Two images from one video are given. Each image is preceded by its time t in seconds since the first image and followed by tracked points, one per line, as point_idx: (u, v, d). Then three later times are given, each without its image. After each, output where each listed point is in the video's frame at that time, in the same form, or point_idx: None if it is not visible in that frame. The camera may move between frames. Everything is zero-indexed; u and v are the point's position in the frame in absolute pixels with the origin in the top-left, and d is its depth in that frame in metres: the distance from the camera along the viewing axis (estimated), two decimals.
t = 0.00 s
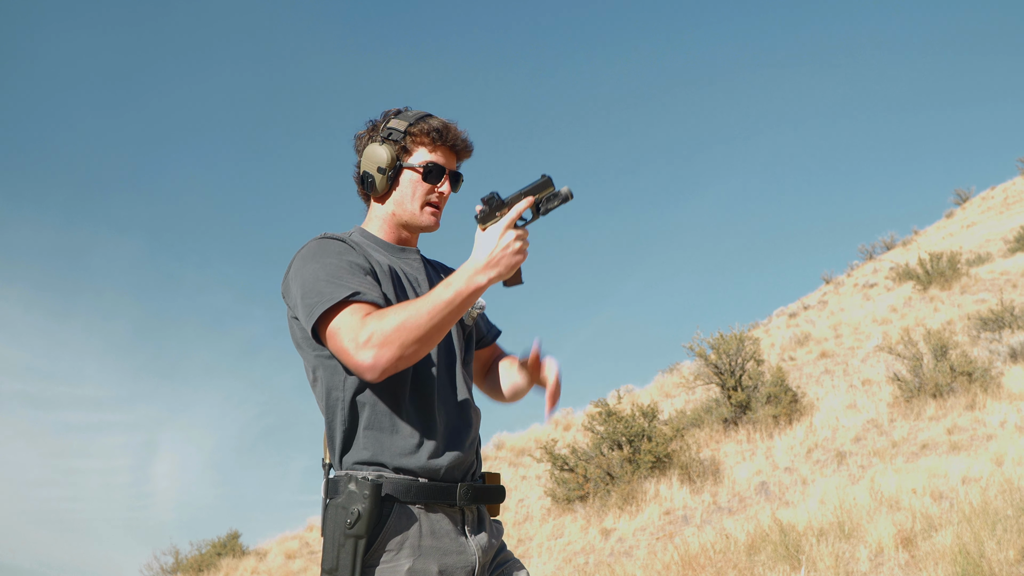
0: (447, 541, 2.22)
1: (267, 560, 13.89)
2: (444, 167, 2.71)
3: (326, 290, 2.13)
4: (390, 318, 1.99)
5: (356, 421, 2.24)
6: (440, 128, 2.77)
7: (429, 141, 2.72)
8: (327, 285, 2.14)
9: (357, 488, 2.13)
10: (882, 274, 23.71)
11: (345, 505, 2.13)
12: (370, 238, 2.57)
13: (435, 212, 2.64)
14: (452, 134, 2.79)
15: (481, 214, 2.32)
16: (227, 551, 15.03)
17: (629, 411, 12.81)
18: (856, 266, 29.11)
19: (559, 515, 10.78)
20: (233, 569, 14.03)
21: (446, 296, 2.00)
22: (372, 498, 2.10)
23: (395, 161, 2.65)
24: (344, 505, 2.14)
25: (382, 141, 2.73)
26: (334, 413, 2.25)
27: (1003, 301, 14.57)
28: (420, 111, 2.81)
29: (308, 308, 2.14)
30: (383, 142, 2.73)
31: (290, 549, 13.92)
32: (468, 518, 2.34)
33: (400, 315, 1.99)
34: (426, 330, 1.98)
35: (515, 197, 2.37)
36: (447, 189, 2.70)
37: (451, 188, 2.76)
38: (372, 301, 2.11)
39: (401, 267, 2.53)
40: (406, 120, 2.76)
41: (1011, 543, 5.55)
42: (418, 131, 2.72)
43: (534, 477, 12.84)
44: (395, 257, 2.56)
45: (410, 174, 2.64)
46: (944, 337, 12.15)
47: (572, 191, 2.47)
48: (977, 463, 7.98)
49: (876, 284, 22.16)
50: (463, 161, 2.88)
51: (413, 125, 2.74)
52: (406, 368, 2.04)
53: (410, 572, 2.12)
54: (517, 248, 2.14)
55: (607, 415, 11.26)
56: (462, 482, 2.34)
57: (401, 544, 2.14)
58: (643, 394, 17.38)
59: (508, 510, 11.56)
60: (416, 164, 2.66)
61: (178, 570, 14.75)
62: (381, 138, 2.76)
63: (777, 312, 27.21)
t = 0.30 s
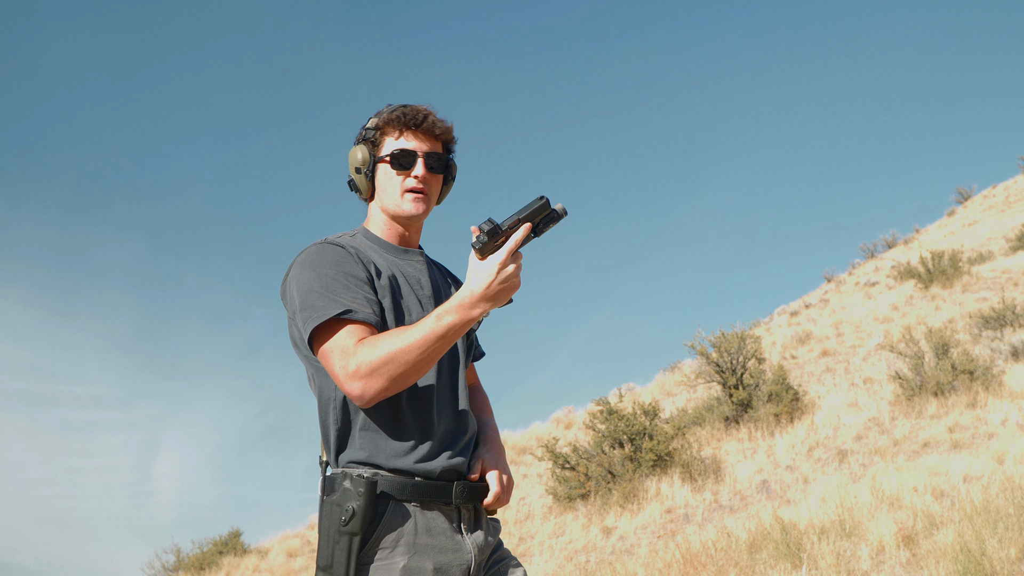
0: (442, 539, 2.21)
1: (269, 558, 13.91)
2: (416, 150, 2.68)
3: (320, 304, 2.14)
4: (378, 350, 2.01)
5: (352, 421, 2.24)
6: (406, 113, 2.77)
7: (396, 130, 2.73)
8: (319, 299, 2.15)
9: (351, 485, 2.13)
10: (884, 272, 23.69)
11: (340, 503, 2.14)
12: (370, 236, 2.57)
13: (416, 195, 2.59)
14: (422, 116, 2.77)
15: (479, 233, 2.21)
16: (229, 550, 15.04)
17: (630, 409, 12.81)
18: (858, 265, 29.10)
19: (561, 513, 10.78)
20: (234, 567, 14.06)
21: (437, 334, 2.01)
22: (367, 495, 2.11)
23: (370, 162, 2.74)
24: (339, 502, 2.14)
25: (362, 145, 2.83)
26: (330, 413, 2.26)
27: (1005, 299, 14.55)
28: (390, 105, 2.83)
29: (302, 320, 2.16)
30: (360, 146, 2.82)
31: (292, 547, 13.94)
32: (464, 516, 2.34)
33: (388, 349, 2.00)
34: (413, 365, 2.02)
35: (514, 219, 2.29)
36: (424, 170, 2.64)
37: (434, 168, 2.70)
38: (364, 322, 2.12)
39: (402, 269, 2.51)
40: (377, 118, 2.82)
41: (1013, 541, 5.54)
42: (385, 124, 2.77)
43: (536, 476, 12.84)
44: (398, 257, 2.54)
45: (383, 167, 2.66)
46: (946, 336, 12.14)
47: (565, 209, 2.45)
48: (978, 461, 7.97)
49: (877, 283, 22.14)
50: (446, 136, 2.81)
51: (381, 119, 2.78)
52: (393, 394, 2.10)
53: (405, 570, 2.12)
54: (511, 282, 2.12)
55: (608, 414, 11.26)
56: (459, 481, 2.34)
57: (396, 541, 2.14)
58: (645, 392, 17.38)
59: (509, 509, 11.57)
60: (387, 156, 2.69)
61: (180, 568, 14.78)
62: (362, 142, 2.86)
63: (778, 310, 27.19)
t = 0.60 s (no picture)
0: (435, 538, 2.21)
1: (271, 557, 13.93)
2: (394, 148, 2.66)
3: (313, 308, 2.14)
4: (374, 353, 2.01)
5: (345, 421, 2.24)
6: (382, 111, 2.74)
7: (374, 129, 2.70)
8: (312, 304, 2.15)
9: (342, 484, 2.13)
10: (885, 270, 23.68)
11: (331, 501, 2.13)
12: (364, 236, 2.56)
13: (399, 192, 2.57)
14: (399, 112, 2.73)
15: (472, 234, 2.19)
16: (230, 549, 15.05)
17: (631, 408, 12.81)
18: (859, 263, 29.08)
19: (562, 512, 10.78)
20: (236, 566, 14.08)
21: (431, 336, 2.01)
22: (358, 494, 2.10)
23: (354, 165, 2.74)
24: (330, 501, 2.14)
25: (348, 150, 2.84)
26: (324, 413, 2.27)
27: (1006, 297, 14.53)
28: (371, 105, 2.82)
29: (294, 324, 2.16)
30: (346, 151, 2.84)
31: (293, 546, 13.94)
32: (458, 515, 2.33)
33: (385, 351, 2.00)
34: (408, 367, 2.02)
35: (506, 219, 2.27)
36: (404, 167, 2.62)
37: (415, 164, 2.67)
38: (357, 324, 2.11)
39: (395, 268, 2.51)
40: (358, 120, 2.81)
41: (1014, 540, 5.54)
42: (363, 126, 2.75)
43: (537, 475, 12.84)
44: (390, 257, 2.54)
45: (365, 169, 2.66)
46: (947, 334, 12.14)
47: (554, 208, 2.44)
48: (979, 459, 7.97)
49: (879, 281, 22.13)
50: (427, 132, 2.78)
51: (360, 121, 2.76)
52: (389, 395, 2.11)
53: (396, 569, 2.13)
54: (505, 283, 2.11)
55: (609, 412, 11.26)
56: (453, 480, 2.34)
57: (387, 539, 2.14)
58: (646, 390, 17.38)
59: (510, 507, 11.58)
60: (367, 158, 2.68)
61: (182, 567, 14.82)
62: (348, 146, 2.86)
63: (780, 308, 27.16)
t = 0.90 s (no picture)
0: (436, 538, 2.22)
1: (272, 557, 13.93)
2: (383, 151, 2.66)
3: (307, 316, 2.14)
4: (369, 362, 2.01)
5: (343, 424, 2.25)
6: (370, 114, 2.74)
7: (364, 132, 2.70)
8: (305, 312, 2.16)
9: (342, 485, 2.13)
10: (886, 270, 23.67)
11: (331, 502, 2.14)
12: (359, 239, 2.57)
13: (391, 197, 2.59)
14: (388, 115, 2.72)
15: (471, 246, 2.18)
16: (232, 549, 15.06)
17: (632, 408, 12.81)
18: (860, 262, 29.08)
19: (564, 512, 10.78)
20: (238, 566, 14.10)
21: (427, 348, 2.01)
22: (358, 494, 2.11)
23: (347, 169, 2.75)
24: (330, 502, 2.14)
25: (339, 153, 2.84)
26: (322, 416, 2.27)
27: (1008, 297, 14.52)
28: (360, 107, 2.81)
29: (289, 331, 2.17)
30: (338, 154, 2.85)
31: (295, 547, 13.95)
32: (459, 515, 2.33)
33: (380, 361, 2.01)
34: (404, 377, 2.03)
35: (506, 231, 2.27)
36: (394, 170, 2.63)
37: (406, 167, 2.68)
38: (352, 331, 2.12)
39: (390, 271, 2.51)
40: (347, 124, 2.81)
41: (1016, 539, 5.54)
42: (352, 129, 2.75)
43: (538, 474, 12.84)
44: (385, 259, 2.54)
45: (356, 173, 2.67)
46: (949, 333, 12.13)
47: (553, 220, 2.44)
48: (981, 459, 7.97)
49: (880, 280, 22.11)
50: (417, 132, 2.77)
51: (349, 124, 2.76)
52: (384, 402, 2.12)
53: (397, 569, 2.13)
54: (503, 296, 2.12)
55: (610, 412, 11.26)
56: (453, 480, 2.34)
57: (388, 540, 2.14)
58: (647, 391, 17.38)
59: (512, 507, 11.58)
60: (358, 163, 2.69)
61: (184, 568, 14.84)
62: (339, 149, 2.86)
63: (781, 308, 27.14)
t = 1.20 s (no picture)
0: (435, 541, 2.22)
1: (273, 559, 13.92)
2: (383, 154, 2.67)
3: (309, 318, 2.15)
4: (370, 363, 2.02)
5: (343, 426, 2.26)
6: (369, 116, 2.75)
7: (363, 135, 2.71)
8: (306, 314, 2.17)
9: (341, 488, 2.14)
10: (887, 271, 23.65)
11: (331, 505, 2.15)
12: (360, 242, 2.58)
13: (391, 198, 2.60)
14: (385, 117, 2.74)
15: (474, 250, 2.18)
16: (232, 551, 15.06)
17: (634, 409, 12.80)
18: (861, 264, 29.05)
19: (564, 513, 10.78)
20: (239, 567, 14.10)
21: (428, 349, 2.02)
22: (357, 497, 2.12)
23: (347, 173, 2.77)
24: (329, 505, 2.15)
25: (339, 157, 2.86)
26: (322, 417, 2.28)
27: (1008, 298, 14.51)
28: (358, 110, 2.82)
29: (290, 333, 2.18)
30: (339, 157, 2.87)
31: (296, 548, 13.96)
32: (458, 518, 2.34)
33: (380, 363, 2.02)
34: (404, 378, 2.04)
35: (508, 234, 2.27)
36: (394, 172, 2.64)
37: (405, 169, 2.69)
38: (352, 333, 2.12)
39: (391, 273, 2.52)
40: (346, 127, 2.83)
41: (1017, 540, 5.54)
42: (351, 131, 2.76)
43: (539, 476, 12.84)
44: (386, 262, 2.55)
45: (356, 176, 2.68)
46: (950, 335, 12.12)
47: (553, 221, 2.45)
48: (982, 460, 7.96)
49: (881, 282, 22.11)
50: (416, 134, 2.79)
51: (348, 128, 2.78)
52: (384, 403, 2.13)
53: (397, 571, 2.14)
54: (503, 300, 2.13)
55: (611, 414, 11.26)
56: (452, 482, 2.35)
57: (387, 543, 2.15)
58: (649, 392, 17.37)
59: (513, 509, 11.58)
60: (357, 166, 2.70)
61: (185, 569, 14.86)
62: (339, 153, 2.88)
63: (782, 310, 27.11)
